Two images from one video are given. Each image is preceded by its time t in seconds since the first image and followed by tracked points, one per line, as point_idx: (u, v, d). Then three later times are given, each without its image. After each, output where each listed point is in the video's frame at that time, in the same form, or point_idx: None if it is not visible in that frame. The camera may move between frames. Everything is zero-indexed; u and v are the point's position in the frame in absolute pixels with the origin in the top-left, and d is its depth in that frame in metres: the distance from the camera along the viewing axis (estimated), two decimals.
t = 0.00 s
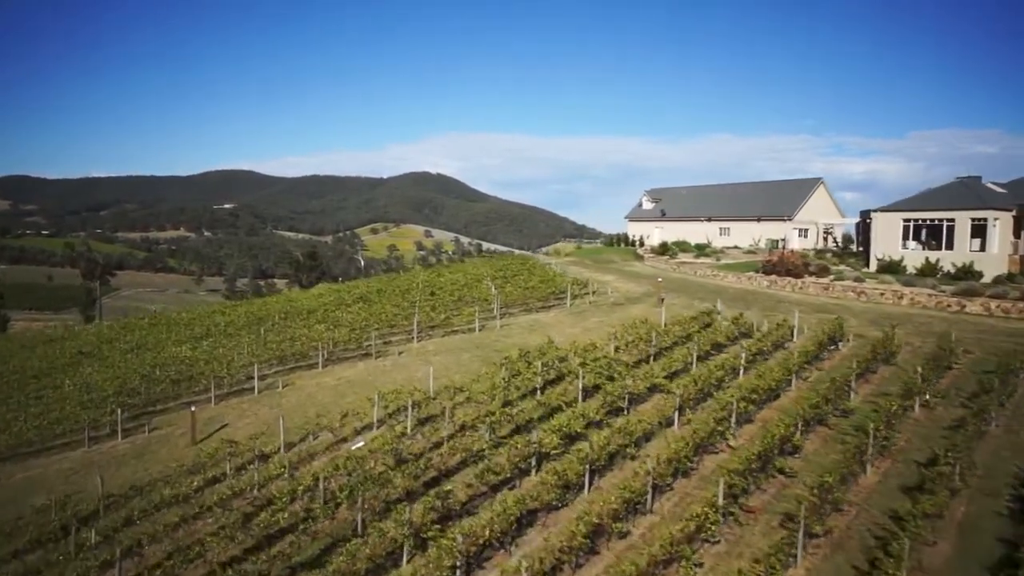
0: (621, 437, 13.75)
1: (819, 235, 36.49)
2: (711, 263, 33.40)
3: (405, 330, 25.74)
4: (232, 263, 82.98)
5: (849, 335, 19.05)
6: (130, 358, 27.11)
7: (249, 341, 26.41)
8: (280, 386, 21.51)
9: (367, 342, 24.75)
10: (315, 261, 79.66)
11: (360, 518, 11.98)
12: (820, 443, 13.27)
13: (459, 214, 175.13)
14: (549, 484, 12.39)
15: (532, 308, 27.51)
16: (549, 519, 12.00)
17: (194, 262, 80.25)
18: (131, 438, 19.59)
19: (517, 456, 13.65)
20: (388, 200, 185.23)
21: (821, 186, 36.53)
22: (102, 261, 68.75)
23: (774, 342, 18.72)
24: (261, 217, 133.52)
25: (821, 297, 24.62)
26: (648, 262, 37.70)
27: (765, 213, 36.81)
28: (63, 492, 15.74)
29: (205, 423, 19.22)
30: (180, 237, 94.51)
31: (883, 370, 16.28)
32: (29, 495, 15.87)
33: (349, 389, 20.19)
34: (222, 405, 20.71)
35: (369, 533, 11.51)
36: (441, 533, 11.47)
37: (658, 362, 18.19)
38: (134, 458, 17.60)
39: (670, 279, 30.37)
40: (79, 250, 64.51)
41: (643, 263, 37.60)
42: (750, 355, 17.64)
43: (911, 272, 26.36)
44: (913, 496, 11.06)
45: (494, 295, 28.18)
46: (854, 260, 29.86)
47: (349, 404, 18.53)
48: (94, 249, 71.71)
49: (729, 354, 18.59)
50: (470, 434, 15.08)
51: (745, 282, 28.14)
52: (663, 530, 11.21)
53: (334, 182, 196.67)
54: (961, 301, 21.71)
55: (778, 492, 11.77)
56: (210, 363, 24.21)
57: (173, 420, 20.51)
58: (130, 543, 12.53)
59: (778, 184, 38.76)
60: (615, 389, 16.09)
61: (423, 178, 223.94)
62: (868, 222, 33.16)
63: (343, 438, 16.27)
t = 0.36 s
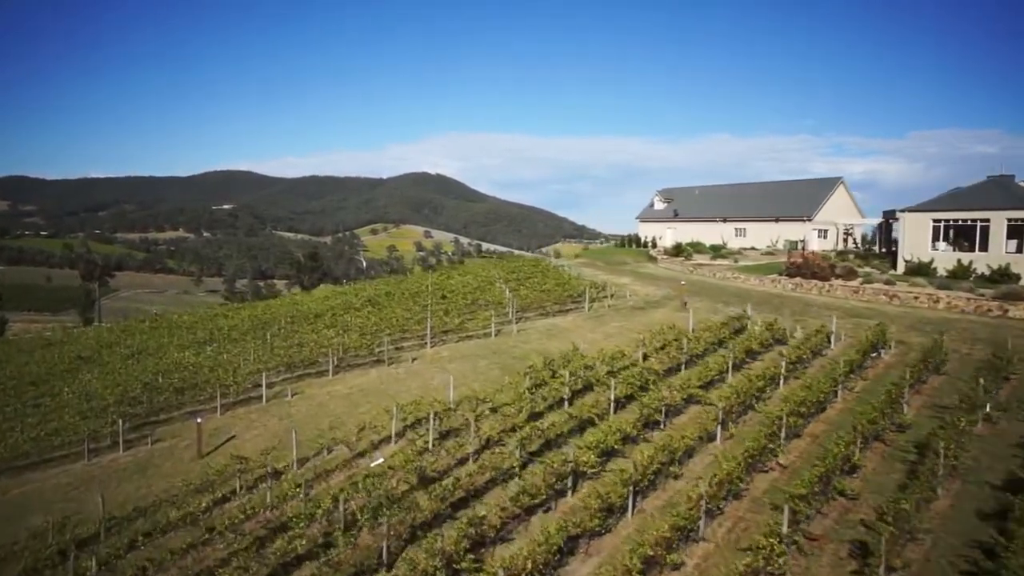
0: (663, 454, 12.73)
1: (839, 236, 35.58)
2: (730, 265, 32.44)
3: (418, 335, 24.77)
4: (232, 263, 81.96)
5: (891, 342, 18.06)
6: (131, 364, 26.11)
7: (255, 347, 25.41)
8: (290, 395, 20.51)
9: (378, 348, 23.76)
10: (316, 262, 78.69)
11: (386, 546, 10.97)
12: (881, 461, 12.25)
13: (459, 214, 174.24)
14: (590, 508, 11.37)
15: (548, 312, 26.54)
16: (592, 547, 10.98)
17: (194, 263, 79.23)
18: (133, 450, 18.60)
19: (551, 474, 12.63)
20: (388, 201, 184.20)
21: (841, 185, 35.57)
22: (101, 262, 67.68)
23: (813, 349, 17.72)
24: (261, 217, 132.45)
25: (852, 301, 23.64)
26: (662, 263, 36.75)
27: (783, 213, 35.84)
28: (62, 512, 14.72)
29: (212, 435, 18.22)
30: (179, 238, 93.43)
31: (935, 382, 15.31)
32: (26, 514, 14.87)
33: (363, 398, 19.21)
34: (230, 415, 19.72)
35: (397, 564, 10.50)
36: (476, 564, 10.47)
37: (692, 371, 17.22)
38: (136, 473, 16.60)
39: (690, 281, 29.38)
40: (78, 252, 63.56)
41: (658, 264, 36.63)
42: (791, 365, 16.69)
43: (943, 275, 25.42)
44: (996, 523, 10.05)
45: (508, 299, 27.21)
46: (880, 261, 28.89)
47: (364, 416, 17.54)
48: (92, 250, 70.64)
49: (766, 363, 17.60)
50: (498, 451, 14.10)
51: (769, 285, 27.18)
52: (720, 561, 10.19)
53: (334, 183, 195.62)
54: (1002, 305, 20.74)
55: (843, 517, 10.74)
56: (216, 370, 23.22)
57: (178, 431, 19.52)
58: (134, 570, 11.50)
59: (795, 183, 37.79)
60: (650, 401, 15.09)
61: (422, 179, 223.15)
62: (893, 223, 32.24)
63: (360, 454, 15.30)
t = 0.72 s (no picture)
0: (715, 475, 11.61)
1: (862, 238, 34.56)
2: (752, 268, 31.37)
3: (432, 342, 23.75)
4: (234, 265, 80.99)
5: (941, 352, 17.01)
6: (133, 372, 25.08)
7: (262, 354, 24.37)
8: (301, 407, 19.44)
9: (392, 355, 22.74)
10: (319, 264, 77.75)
11: None
12: (958, 484, 11.10)
13: (460, 216, 173.30)
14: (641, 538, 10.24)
15: (567, 317, 25.53)
16: None
17: (195, 264, 78.28)
18: (136, 465, 17.55)
19: (593, 499, 11.49)
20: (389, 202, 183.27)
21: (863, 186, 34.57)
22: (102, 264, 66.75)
23: (860, 358, 16.64)
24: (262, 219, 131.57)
25: (887, 306, 22.62)
26: (679, 266, 35.74)
27: (804, 215, 34.83)
28: (60, 535, 13.68)
29: (219, 450, 17.15)
30: (179, 239, 92.47)
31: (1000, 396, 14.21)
32: (21, 537, 13.82)
33: (379, 410, 18.18)
34: (238, 428, 18.69)
35: None
36: None
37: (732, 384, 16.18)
38: (139, 493, 15.50)
39: (713, 285, 28.37)
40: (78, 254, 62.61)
41: (675, 267, 35.62)
42: (839, 377, 15.64)
43: (978, 279, 24.39)
44: None
45: (526, 303, 26.18)
46: (910, 264, 27.87)
47: (382, 432, 16.47)
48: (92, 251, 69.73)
49: (810, 374, 16.54)
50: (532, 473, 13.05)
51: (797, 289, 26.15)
52: None
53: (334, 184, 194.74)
54: None
55: (927, 547, 9.56)
56: (223, 379, 22.19)
57: (184, 445, 18.48)
58: None
59: (815, 183, 36.79)
60: (692, 416, 13.96)
61: (423, 180, 222.32)
62: (920, 225, 31.16)
63: (382, 474, 14.26)
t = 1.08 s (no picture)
0: (775, 498, 10.58)
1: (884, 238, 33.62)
2: (773, 269, 30.38)
3: (447, 346, 22.77)
4: (235, 265, 80.03)
5: (993, 359, 16.03)
6: (134, 378, 24.06)
7: (269, 360, 23.37)
8: (312, 417, 18.43)
9: (405, 361, 21.75)
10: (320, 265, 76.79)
11: None
12: None
13: (461, 216, 172.35)
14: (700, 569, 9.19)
15: (587, 321, 24.55)
16: None
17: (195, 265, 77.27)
18: (139, 479, 16.55)
19: (641, 524, 10.47)
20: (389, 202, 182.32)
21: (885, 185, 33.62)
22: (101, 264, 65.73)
23: (910, 367, 15.65)
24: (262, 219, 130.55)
25: (924, 309, 21.64)
26: (696, 267, 34.75)
27: (824, 214, 33.88)
28: (59, 559, 12.69)
29: (227, 463, 16.15)
30: (179, 240, 91.44)
31: None
32: (16, 561, 12.81)
33: (396, 420, 17.20)
34: (247, 439, 17.70)
35: None
36: None
37: (775, 394, 15.21)
38: (142, 511, 14.49)
39: (735, 287, 27.38)
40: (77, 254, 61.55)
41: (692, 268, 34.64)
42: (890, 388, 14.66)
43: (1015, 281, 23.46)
44: None
45: (543, 307, 25.20)
46: (939, 266, 26.91)
47: (400, 446, 15.47)
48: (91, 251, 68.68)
49: (857, 384, 15.57)
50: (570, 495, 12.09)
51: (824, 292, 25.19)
52: None
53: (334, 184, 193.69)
54: None
55: None
56: (229, 386, 21.19)
57: (189, 457, 17.48)
58: None
59: (835, 182, 35.83)
60: (740, 430, 12.97)
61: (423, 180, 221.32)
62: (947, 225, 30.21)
63: (404, 493, 13.27)
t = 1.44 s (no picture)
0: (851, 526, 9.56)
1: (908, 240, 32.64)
2: (796, 271, 29.38)
3: (463, 353, 21.72)
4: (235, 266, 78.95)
5: None
6: (135, 386, 22.99)
7: (277, 367, 22.31)
8: (325, 429, 17.38)
9: (421, 368, 20.70)
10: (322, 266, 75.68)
11: None
12: None
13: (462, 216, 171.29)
14: None
15: (608, 326, 23.51)
16: None
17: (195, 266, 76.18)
18: (141, 497, 15.48)
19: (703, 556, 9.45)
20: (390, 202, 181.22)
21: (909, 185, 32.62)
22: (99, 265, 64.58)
23: (967, 378, 14.64)
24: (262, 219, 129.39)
25: (965, 314, 20.63)
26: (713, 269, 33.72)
27: (846, 215, 32.87)
28: None
29: (235, 480, 15.09)
30: (179, 240, 90.33)
31: None
32: None
33: (415, 434, 16.16)
34: (256, 453, 16.64)
35: None
36: None
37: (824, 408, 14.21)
38: (145, 533, 13.43)
39: (760, 290, 26.36)
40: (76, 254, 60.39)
41: (709, 270, 33.62)
42: (950, 401, 13.65)
43: None
44: None
45: (562, 311, 24.16)
46: (972, 268, 25.93)
47: (422, 462, 14.43)
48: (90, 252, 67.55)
49: (911, 396, 14.56)
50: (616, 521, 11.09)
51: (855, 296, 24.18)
52: None
53: (334, 184, 192.53)
54: None
55: None
56: (235, 396, 20.12)
57: (194, 473, 16.41)
58: None
59: (856, 181, 34.81)
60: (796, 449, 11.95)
61: (423, 181, 220.15)
62: (975, 226, 29.24)
63: (431, 516, 12.25)
